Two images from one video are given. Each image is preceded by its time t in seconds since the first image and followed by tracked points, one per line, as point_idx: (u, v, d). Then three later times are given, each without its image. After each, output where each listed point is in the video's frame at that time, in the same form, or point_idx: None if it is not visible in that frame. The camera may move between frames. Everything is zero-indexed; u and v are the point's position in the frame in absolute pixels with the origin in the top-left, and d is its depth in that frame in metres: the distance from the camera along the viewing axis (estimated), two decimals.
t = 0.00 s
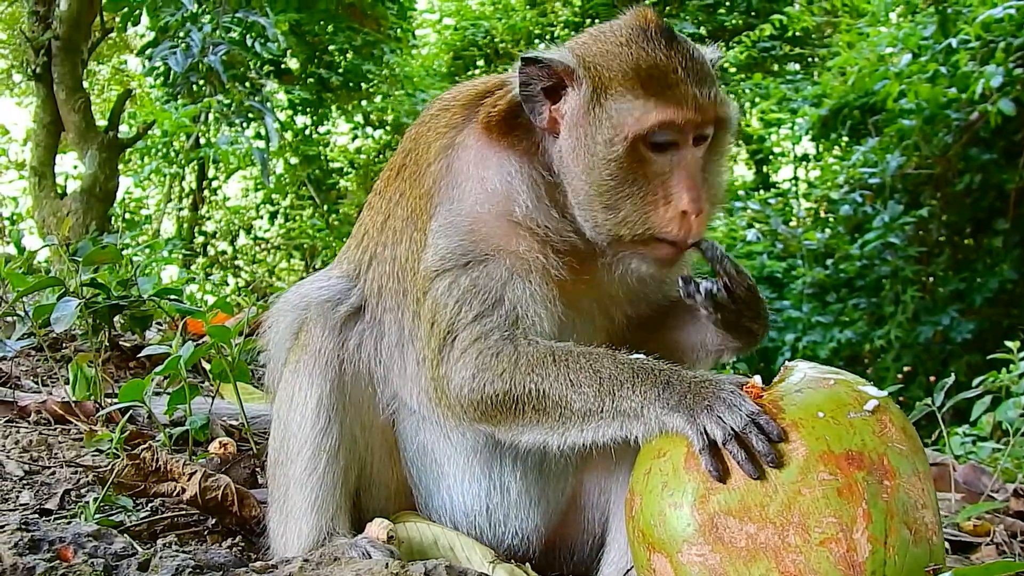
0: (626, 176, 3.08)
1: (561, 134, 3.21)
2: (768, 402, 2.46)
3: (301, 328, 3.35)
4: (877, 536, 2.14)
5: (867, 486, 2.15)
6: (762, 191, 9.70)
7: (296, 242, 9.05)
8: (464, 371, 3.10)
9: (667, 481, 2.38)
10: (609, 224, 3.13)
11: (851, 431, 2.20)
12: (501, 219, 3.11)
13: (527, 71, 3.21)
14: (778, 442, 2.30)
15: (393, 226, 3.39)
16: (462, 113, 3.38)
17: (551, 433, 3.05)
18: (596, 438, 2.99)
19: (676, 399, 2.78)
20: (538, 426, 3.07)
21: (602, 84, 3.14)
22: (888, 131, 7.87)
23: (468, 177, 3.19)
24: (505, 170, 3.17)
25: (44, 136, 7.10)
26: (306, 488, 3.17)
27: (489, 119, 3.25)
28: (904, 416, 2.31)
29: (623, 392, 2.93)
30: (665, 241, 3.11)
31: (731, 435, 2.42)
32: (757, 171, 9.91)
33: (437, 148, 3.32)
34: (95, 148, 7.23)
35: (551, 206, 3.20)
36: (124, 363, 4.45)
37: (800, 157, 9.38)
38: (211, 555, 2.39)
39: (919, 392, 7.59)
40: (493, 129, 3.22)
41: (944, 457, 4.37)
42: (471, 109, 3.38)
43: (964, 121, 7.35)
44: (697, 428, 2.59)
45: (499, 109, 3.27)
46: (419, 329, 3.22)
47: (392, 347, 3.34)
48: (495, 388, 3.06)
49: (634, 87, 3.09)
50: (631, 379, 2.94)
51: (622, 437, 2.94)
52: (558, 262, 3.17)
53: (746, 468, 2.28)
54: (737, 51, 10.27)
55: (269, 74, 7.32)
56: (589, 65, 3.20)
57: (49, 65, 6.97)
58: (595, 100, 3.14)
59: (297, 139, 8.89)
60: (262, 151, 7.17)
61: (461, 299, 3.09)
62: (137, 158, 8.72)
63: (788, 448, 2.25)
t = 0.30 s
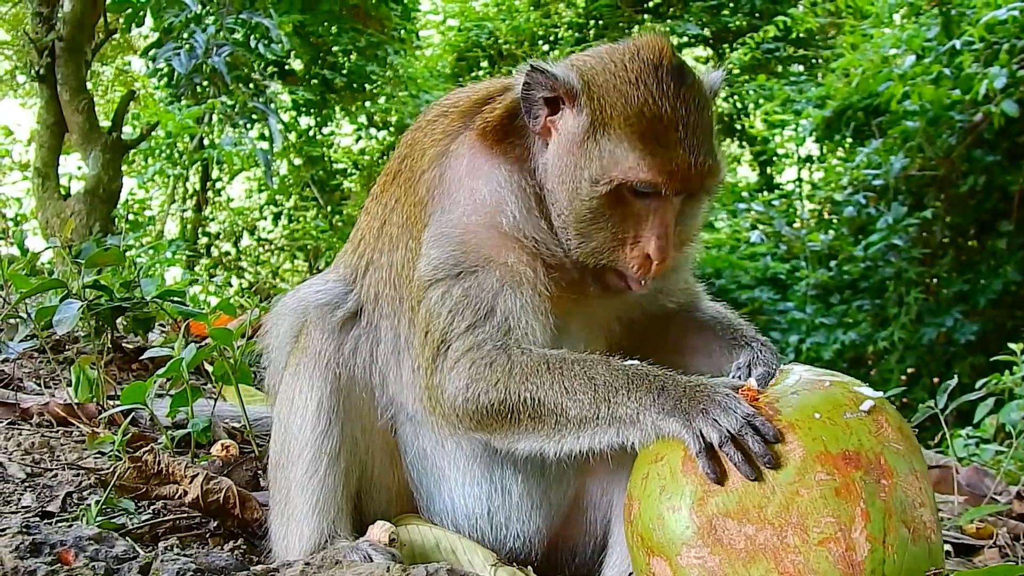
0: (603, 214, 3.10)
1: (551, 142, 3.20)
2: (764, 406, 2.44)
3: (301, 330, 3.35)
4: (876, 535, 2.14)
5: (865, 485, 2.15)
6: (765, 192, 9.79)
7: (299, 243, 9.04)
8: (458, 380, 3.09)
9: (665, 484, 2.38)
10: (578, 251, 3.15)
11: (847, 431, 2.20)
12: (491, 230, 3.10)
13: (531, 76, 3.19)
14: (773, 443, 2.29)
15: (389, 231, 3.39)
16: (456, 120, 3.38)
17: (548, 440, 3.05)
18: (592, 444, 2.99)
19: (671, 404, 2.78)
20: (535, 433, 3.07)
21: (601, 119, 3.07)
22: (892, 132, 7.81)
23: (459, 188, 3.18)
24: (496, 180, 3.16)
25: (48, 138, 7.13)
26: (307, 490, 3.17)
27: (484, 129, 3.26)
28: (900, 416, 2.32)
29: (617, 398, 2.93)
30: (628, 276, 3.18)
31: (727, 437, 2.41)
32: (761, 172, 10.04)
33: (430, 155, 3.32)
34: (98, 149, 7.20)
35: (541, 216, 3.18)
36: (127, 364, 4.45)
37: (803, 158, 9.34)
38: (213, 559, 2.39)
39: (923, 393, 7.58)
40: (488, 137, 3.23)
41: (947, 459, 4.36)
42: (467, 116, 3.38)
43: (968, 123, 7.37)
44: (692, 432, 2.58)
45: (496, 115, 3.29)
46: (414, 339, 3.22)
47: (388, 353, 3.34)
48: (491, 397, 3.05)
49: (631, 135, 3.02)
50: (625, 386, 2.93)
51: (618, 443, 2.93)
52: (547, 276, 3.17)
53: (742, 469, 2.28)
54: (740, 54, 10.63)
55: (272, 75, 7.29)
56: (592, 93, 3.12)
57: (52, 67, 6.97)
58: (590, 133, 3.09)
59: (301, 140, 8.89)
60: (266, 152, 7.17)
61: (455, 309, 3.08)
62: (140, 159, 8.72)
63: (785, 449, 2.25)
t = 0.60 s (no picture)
0: (578, 231, 3.04)
1: (525, 157, 3.14)
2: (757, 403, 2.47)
3: (304, 332, 3.35)
4: (873, 527, 2.12)
5: (861, 476, 2.14)
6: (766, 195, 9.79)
7: (301, 246, 9.09)
8: (454, 383, 3.09)
9: (661, 481, 2.38)
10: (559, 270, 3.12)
11: (842, 424, 2.20)
12: (480, 244, 3.10)
13: (504, 93, 3.11)
14: (768, 437, 2.30)
15: (388, 235, 3.40)
16: (444, 127, 3.37)
17: (546, 443, 3.04)
18: (588, 446, 2.98)
19: (665, 404, 2.78)
20: (530, 437, 3.06)
21: (569, 138, 3.00)
22: (893, 135, 7.81)
23: (445, 204, 3.17)
24: (483, 195, 3.16)
25: (49, 140, 7.16)
26: (308, 492, 3.16)
27: (462, 145, 3.23)
28: (894, 411, 2.31)
29: (613, 400, 2.92)
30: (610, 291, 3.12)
31: (721, 432, 2.42)
32: (763, 175, 9.99)
33: (419, 168, 3.32)
34: (99, 152, 7.21)
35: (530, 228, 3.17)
36: (128, 366, 4.46)
37: (805, 161, 9.32)
38: (213, 560, 2.38)
39: (924, 396, 7.59)
40: (467, 151, 3.21)
41: (948, 461, 4.35)
42: (450, 124, 3.36)
43: (970, 125, 7.39)
44: (688, 431, 2.58)
45: (474, 126, 3.26)
46: (411, 344, 3.22)
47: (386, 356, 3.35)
48: (484, 402, 3.05)
49: (599, 154, 2.95)
50: (620, 388, 2.92)
51: (615, 445, 2.92)
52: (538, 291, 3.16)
53: (738, 463, 2.28)
54: (742, 55, 10.62)
55: (276, 78, 7.47)
56: (561, 111, 3.05)
57: (54, 69, 6.99)
58: (560, 152, 3.02)
59: (302, 143, 8.89)
60: (267, 155, 7.17)
61: (449, 319, 3.08)
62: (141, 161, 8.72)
63: (781, 442, 2.25)
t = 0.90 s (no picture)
0: (558, 244, 2.99)
1: (499, 169, 3.14)
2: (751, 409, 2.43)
3: (309, 331, 3.35)
4: (899, 514, 2.12)
5: (879, 466, 2.14)
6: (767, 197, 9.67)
7: (301, 246, 9.11)
8: (449, 385, 3.09)
9: (673, 493, 2.29)
10: (551, 283, 3.05)
11: (851, 418, 2.19)
12: (466, 249, 3.12)
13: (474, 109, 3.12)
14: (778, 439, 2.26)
15: (389, 238, 3.41)
16: (434, 135, 3.38)
17: (539, 448, 3.02)
18: (580, 451, 2.95)
19: (660, 408, 2.73)
20: (522, 443, 3.04)
21: (535, 156, 2.99)
22: (894, 137, 7.81)
23: (431, 219, 3.20)
24: (469, 203, 3.16)
25: (50, 140, 7.16)
26: (311, 493, 3.15)
27: (441, 161, 3.27)
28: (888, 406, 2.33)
29: (605, 403, 2.89)
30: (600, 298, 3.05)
31: (719, 439, 2.37)
32: (763, 177, 9.97)
33: (410, 186, 3.35)
34: (100, 152, 7.21)
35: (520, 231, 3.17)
36: (128, 366, 4.46)
37: (806, 163, 9.30)
38: (214, 559, 2.37)
39: (925, 398, 7.58)
40: (447, 167, 3.23)
41: (950, 463, 4.35)
42: (436, 133, 3.38)
43: (971, 127, 7.39)
44: (684, 435, 2.54)
45: (452, 137, 3.27)
46: (406, 347, 3.22)
47: (383, 356, 3.37)
48: (480, 408, 3.04)
49: (564, 172, 2.92)
50: (614, 391, 2.90)
51: (606, 449, 2.89)
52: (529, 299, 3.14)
53: (740, 472, 2.23)
54: (743, 57, 10.70)
55: (276, 79, 7.46)
56: (524, 129, 3.04)
57: (55, 69, 6.99)
58: (528, 170, 3.01)
59: (303, 143, 8.85)
60: (268, 155, 7.16)
61: (442, 321, 3.10)
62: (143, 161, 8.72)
63: (795, 442, 2.21)
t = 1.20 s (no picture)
0: (542, 249, 2.92)
1: (479, 177, 3.11)
2: (748, 413, 2.41)
3: (309, 331, 3.35)
4: (901, 518, 2.11)
5: (881, 470, 2.12)
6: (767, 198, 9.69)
7: (301, 249, 9.04)
8: (450, 387, 3.09)
9: (673, 498, 2.27)
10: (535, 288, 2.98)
11: (852, 423, 2.17)
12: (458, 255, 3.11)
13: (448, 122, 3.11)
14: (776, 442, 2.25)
15: (384, 243, 3.42)
16: (418, 148, 3.41)
17: (539, 451, 3.01)
18: (580, 452, 2.94)
19: (658, 408, 2.71)
20: (523, 450, 3.04)
21: (509, 165, 2.94)
22: (894, 137, 7.81)
23: (421, 228, 3.20)
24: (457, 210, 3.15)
25: (49, 143, 7.17)
26: (311, 494, 3.15)
27: (425, 175, 3.28)
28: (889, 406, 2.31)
29: (604, 404, 2.88)
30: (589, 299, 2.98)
31: (717, 443, 2.35)
32: (763, 177, 9.97)
33: (400, 203, 3.35)
34: (99, 155, 7.20)
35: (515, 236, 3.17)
36: (128, 368, 4.45)
37: (806, 163, 9.29)
38: (213, 559, 2.36)
39: (926, 398, 7.58)
40: (432, 179, 3.24)
41: (950, 461, 4.34)
42: (421, 144, 3.40)
43: (970, 127, 7.39)
44: (682, 436, 2.52)
45: (434, 149, 3.29)
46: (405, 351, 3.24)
47: (382, 359, 3.36)
48: (481, 413, 3.05)
49: (537, 178, 2.85)
50: (612, 392, 2.88)
51: (606, 450, 2.86)
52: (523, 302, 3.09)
53: (735, 474, 2.23)
54: (743, 59, 10.64)
55: (275, 82, 7.48)
56: (498, 140, 3.00)
57: (54, 72, 7.00)
58: (504, 180, 2.96)
59: (302, 146, 8.83)
60: (267, 158, 7.16)
61: (438, 329, 3.11)
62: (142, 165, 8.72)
63: (796, 446, 2.19)
